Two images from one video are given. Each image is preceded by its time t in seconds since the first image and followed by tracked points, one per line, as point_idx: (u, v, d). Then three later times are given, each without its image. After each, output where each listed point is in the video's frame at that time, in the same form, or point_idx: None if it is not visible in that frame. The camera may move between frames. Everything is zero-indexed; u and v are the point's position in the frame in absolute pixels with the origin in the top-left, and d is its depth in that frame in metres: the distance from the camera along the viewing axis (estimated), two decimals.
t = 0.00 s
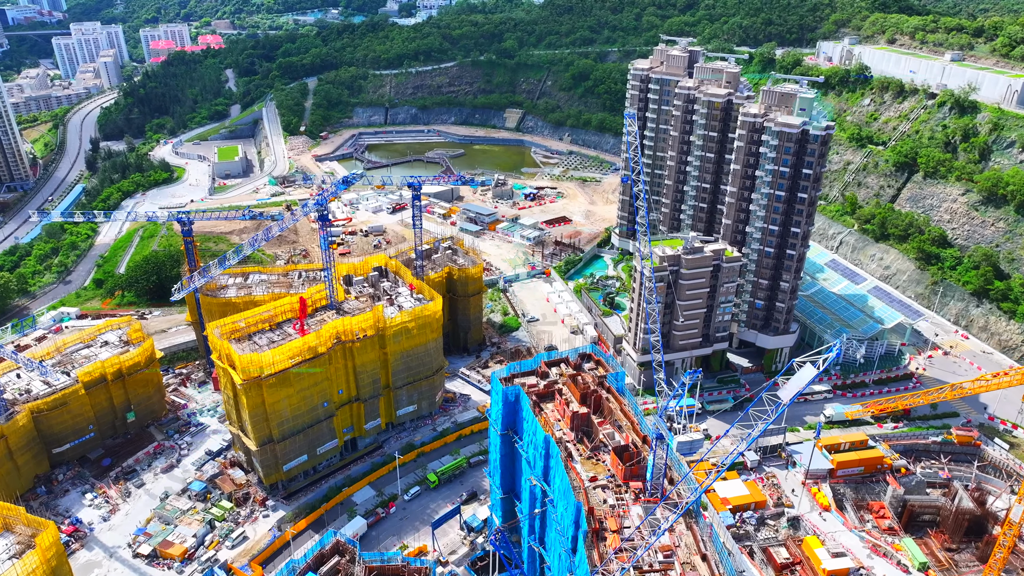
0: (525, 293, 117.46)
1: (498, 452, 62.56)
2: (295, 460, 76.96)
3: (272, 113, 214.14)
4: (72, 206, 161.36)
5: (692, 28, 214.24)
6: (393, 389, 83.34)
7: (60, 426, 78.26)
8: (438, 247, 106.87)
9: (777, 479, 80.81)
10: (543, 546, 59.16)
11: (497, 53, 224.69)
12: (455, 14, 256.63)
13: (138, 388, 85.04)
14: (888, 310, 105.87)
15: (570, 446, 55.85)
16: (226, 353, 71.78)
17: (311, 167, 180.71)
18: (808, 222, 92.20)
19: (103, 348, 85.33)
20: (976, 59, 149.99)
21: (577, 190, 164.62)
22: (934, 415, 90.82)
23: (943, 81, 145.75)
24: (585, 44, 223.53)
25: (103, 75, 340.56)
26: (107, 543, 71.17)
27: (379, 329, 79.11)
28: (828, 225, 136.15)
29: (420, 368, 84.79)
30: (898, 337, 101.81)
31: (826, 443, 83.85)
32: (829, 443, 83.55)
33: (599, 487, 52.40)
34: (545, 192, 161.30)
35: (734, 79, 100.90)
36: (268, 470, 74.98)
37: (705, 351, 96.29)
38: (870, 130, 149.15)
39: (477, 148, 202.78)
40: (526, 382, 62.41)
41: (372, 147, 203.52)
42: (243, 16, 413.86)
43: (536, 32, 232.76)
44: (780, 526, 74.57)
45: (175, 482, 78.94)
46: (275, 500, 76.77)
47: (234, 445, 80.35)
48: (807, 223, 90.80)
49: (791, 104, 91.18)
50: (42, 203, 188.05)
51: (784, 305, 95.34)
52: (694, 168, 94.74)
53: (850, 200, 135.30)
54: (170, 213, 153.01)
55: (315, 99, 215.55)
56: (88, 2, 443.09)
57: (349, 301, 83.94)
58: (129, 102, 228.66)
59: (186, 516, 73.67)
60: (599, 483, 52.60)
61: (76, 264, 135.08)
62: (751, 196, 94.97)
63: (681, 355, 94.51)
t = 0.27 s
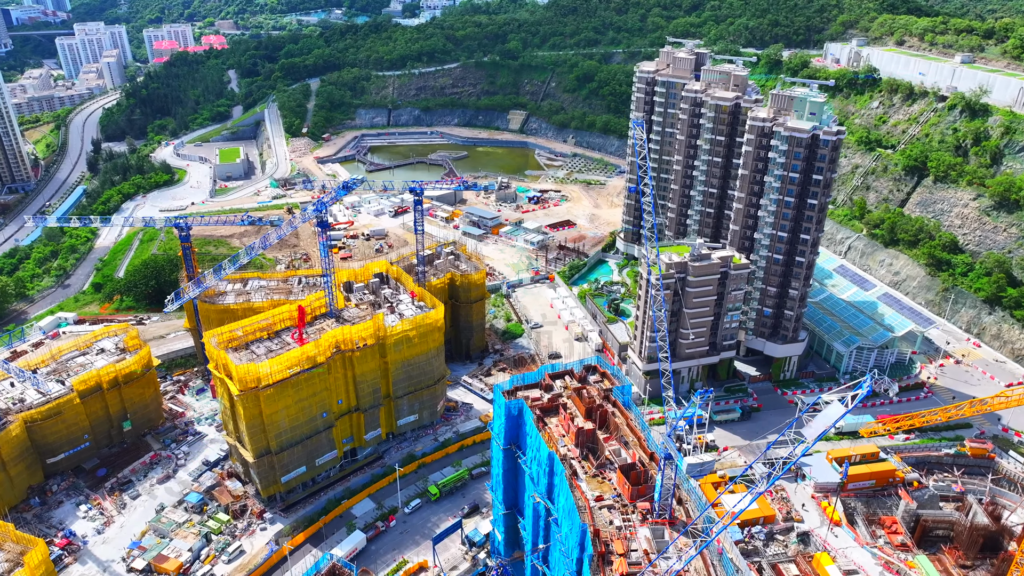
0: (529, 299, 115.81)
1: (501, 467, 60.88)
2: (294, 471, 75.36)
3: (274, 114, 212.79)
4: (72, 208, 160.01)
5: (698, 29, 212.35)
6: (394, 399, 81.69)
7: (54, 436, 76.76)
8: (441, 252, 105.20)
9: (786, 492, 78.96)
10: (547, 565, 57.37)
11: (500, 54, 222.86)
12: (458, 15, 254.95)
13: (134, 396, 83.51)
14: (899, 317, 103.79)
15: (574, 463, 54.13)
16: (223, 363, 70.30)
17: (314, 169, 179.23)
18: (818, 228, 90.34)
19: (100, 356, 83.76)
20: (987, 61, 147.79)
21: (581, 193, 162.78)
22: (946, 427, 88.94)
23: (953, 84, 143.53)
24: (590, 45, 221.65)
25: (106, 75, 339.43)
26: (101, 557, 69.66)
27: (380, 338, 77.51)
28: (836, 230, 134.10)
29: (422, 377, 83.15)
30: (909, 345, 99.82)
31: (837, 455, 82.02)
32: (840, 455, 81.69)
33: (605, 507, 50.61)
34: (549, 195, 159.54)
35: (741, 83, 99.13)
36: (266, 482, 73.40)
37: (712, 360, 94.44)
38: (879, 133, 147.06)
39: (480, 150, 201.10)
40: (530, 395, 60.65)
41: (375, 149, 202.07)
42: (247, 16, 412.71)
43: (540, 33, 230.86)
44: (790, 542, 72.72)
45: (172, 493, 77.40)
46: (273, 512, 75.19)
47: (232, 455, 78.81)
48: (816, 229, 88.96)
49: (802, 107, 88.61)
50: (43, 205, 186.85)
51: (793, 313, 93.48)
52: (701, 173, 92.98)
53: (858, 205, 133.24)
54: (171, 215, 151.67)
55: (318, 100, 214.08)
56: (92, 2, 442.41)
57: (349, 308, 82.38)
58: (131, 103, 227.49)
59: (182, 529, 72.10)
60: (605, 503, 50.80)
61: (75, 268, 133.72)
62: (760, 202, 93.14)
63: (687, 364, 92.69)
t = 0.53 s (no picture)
0: (532, 305, 114.07)
1: (504, 483, 59.14)
2: (292, 484, 73.67)
3: (276, 115, 211.41)
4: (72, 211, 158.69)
5: (704, 32, 210.09)
6: (395, 409, 80.01)
7: (48, 447, 75.30)
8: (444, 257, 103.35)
9: (796, 506, 77.04)
10: None
11: (504, 55, 221.06)
12: (462, 15, 253.35)
13: (131, 405, 81.97)
14: (910, 324, 101.44)
15: (579, 481, 52.33)
16: (219, 373, 68.79)
17: (315, 172, 177.81)
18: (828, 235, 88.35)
19: (95, 364, 82.33)
20: (998, 63, 145.56)
21: (585, 196, 160.92)
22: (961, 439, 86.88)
23: (964, 86, 141.29)
24: (595, 46, 219.79)
25: (109, 76, 338.75)
26: (94, 572, 68.09)
27: (380, 346, 75.87)
28: (844, 235, 132.01)
29: (423, 386, 81.45)
30: (920, 354, 97.78)
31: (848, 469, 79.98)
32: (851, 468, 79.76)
33: (611, 529, 48.81)
34: (553, 199, 157.80)
35: (750, 85, 97.31)
36: (263, 494, 71.75)
37: (720, 369, 92.51)
38: (888, 136, 144.94)
39: (484, 152, 199.39)
40: (533, 409, 58.91)
41: (377, 151, 200.61)
42: (250, 16, 411.70)
43: (544, 34, 228.91)
44: (800, 558, 70.82)
45: (168, 505, 75.83)
46: (271, 525, 73.53)
47: (229, 466, 77.21)
48: (827, 236, 87.03)
49: (812, 111, 86.58)
50: (44, 207, 185.62)
51: (802, 321, 91.51)
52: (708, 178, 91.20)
53: (867, 209, 131.15)
54: (171, 218, 150.28)
55: (320, 102, 212.64)
56: (96, 2, 441.86)
57: (349, 316, 80.73)
58: (133, 104, 226.34)
59: (178, 543, 70.51)
60: (611, 525, 49.00)
61: (73, 271, 132.31)
62: (769, 207, 91.22)
63: (694, 373, 90.74)
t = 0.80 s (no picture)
0: (535, 311, 112.39)
1: (506, 499, 57.51)
2: (290, 496, 72.10)
3: (278, 117, 210.11)
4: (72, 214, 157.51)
5: (710, 34, 208.38)
6: (395, 420, 78.37)
7: (42, 458, 73.84)
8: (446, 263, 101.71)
9: (806, 521, 75.18)
10: None
11: (508, 56, 219.38)
12: (466, 16, 251.76)
13: (126, 414, 80.43)
14: (921, 332, 99.35)
15: (584, 501, 50.69)
16: (216, 384, 67.30)
17: (317, 174, 176.43)
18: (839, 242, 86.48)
19: (91, 372, 80.82)
20: (1010, 66, 143.40)
21: (590, 199, 159.09)
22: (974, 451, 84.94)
23: (975, 89, 139.20)
24: (599, 47, 217.98)
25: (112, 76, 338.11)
26: None
27: (380, 356, 74.25)
28: (853, 240, 129.97)
29: (424, 397, 79.78)
30: (931, 362, 95.81)
31: (859, 482, 78.05)
32: (862, 482, 77.82)
33: (618, 552, 47.08)
34: (557, 202, 156.12)
35: (758, 89, 95.47)
36: (261, 507, 70.21)
37: (727, 378, 90.64)
38: (897, 139, 142.87)
39: (487, 154, 197.75)
40: (537, 424, 57.19)
41: (380, 153, 199.16)
42: (254, 16, 410.76)
43: (549, 35, 227.10)
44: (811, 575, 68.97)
45: (163, 517, 74.30)
46: (268, 539, 71.95)
47: (226, 477, 75.66)
48: (837, 243, 85.16)
49: (822, 116, 86.05)
50: (45, 209, 184.63)
51: (811, 329, 89.61)
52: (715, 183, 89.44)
53: (876, 214, 129.09)
54: (171, 221, 148.91)
55: (323, 103, 211.25)
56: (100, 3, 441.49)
57: (349, 325, 79.12)
58: (135, 105, 225.35)
59: (173, 557, 68.97)
60: (618, 547, 47.26)
61: (72, 275, 130.98)
62: (777, 213, 89.35)
63: (701, 382, 88.90)
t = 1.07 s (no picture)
0: (539, 317, 110.64)
1: (509, 517, 55.82)
2: (288, 510, 70.47)
3: (281, 118, 208.77)
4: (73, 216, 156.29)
5: (716, 35, 206.57)
6: (396, 431, 76.70)
7: (35, 469, 72.36)
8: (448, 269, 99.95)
9: (816, 536, 73.27)
10: None
11: (512, 58, 217.68)
12: (469, 17, 250.17)
13: (122, 424, 78.89)
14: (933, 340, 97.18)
15: (589, 521, 48.91)
16: (212, 395, 65.70)
17: (319, 176, 174.96)
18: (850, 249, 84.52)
19: (86, 381, 79.25)
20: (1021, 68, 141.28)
21: (594, 203, 157.22)
22: (989, 464, 82.94)
23: (987, 92, 137.15)
24: (604, 48, 216.12)
25: (116, 77, 337.20)
26: None
27: (380, 366, 72.55)
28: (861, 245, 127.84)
29: (425, 407, 78.10)
30: (943, 372, 93.79)
31: (871, 496, 75.90)
32: (874, 496, 75.68)
33: None
34: (561, 205, 154.32)
35: (767, 92, 93.42)
36: (258, 521, 68.59)
37: (735, 388, 88.76)
38: (907, 143, 140.74)
39: (491, 156, 196.09)
40: (541, 439, 55.44)
41: (383, 155, 197.71)
42: (258, 16, 409.70)
43: (553, 36, 225.31)
44: None
45: (159, 530, 72.74)
46: (265, 553, 70.31)
47: (223, 489, 74.06)
48: (848, 251, 83.21)
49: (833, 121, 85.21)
50: (47, 211, 183.46)
51: (821, 338, 87.68)
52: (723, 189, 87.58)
53: (886, 218, 126.93)
54: (172, 224, 147.48)
55: (325, 104, 209.78)
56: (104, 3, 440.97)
57: (348, 333, 77.42)
58: (137, 106, 224.24)
59: (168, 572, 67.40)
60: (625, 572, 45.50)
61: (71, 279, 129.55)
62: (787, 220, 87.44)
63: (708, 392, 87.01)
